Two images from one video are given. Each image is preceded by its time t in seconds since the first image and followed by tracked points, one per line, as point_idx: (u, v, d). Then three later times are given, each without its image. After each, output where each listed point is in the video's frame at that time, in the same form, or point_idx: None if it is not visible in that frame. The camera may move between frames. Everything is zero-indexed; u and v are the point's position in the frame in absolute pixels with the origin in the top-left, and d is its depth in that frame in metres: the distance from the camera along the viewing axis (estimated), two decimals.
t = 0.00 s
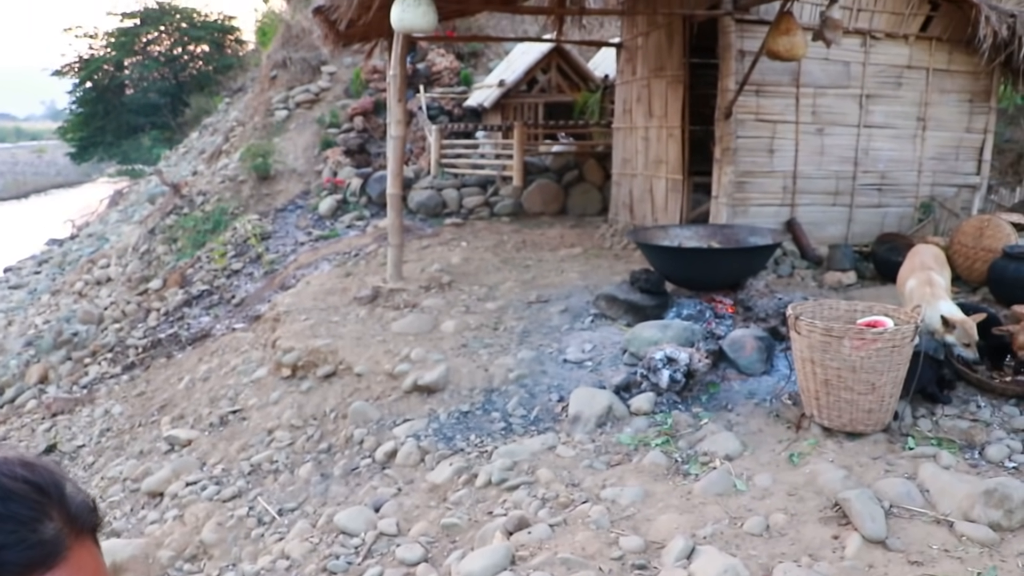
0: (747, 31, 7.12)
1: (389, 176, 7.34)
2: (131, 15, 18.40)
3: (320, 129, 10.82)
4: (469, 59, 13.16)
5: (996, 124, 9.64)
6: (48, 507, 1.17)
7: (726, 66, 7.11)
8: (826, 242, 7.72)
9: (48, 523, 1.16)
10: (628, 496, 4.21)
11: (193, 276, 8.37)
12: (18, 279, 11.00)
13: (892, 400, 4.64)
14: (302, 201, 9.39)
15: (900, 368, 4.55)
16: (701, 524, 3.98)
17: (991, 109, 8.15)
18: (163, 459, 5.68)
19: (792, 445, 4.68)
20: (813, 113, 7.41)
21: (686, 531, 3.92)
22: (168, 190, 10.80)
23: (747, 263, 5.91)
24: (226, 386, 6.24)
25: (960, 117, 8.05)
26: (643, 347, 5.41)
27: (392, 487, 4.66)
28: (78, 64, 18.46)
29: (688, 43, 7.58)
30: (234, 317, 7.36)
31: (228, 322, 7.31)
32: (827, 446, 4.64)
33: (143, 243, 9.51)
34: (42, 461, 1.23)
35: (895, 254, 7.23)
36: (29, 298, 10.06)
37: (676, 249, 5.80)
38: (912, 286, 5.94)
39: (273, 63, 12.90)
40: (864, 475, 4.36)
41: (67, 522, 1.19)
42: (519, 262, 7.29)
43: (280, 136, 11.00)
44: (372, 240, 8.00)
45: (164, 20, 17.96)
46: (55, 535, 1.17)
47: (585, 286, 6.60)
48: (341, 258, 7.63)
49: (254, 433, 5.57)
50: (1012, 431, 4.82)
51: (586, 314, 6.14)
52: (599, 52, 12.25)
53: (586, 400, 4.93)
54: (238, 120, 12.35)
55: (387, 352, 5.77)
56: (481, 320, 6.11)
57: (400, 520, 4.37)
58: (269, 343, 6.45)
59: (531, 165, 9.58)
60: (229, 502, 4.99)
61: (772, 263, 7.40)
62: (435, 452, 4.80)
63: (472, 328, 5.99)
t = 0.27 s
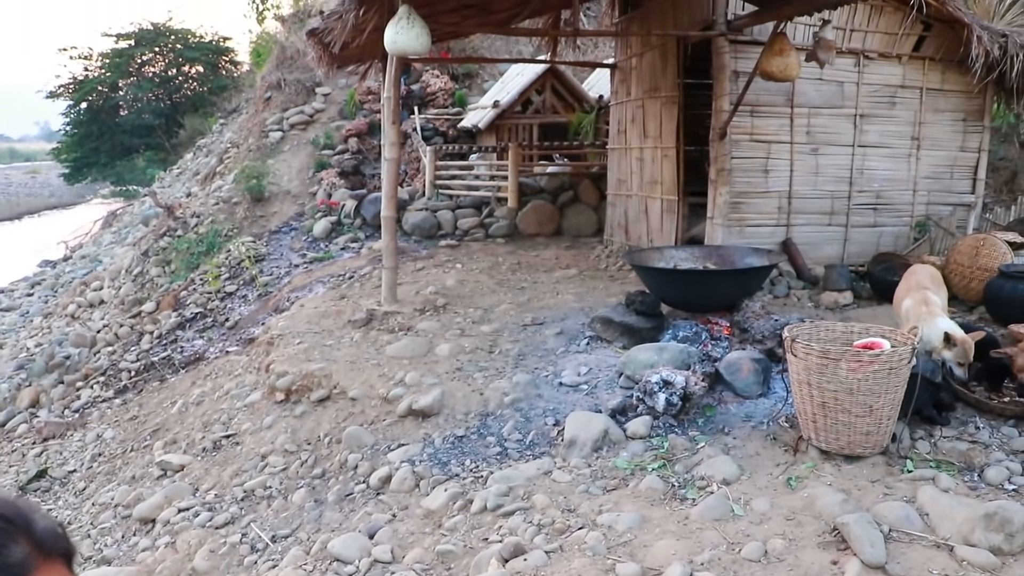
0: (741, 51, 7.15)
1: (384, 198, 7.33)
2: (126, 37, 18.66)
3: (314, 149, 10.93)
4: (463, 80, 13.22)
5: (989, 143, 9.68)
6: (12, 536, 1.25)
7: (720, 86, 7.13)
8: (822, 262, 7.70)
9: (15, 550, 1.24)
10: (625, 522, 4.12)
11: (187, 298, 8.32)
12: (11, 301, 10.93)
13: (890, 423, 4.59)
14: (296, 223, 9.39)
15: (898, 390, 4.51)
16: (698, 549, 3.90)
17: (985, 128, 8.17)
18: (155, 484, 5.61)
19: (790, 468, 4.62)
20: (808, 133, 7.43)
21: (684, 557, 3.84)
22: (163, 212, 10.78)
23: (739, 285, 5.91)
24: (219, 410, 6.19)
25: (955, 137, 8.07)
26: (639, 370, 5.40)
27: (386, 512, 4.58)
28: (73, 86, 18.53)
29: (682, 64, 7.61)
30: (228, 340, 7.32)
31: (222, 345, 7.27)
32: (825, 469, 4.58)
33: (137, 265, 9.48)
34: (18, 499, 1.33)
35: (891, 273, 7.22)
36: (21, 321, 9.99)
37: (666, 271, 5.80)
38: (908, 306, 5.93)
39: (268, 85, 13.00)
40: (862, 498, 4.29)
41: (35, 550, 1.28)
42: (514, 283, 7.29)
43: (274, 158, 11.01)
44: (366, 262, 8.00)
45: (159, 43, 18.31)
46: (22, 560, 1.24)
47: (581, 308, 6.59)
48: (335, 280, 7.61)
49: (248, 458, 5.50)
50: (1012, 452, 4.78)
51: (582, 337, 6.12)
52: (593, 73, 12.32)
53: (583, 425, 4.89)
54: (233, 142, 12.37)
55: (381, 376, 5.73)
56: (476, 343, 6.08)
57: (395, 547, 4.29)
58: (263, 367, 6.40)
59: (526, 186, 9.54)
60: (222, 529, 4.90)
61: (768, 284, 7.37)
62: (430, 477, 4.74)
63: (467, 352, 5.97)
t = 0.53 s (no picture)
0: (734, 75, 7.19)
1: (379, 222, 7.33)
2: (121, 60, 18.82)
3: (309, 173, 11.03)
4: (458, 103, 13.29)
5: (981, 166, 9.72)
6: None
7: (714, 110, 7.15)
8: (817, 285, 7.71)
9: None
10: (620, 550, 4.05)
11: (180, 322, 8.29)
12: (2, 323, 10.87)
13: (886, 448, 4.57)
14: (290, 247, 9.40)
15: (893, 415, 4.50)
16: None
17: (977, 150, 8.22)
18: (146, 510, 5.54)
19: (785, 494, 4.59)
20: (802, 156, 7.45)
21: None
22: (156, 234, 10.78)
23: (734, 310, 5.91)
24: (212, 435, 6.15)
25: (948, 160, 8.11)
26: (633, 396, 5.36)
27: (379, 539, 4.52)
28: (67, 108, 18.59)
29: (676, 88, 7.64)
30: (221, 364, 7.29)
31: (215, 369, 7.23)
32: (821, 495, 4.54)
33: (130, 288, 9.46)
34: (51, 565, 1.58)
35: (886, 296, 7.22)
36: (13, 343, 9.94)
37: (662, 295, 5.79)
38: (905, 329, 5.93)
39: (263, 108, 13.06)
40: (859, 525, 4.24)
41: None
42: (508, 307, 7.30)
43: (269, 181, 11.02)
44: (361, 286, 8.02)
45: (155, 65, 18.55)
46: None
47: (575, 332, 6.59)
48: (329, 304, 7.60)
49: (240, 484, 5.45)
50: (1009, 477, 4.75)
51: (576, 362, 6.11)
52: (587, 96, 12.39)
53: (577, 451, 4.86)
54: (227, 164, 12.40)
55: (375, 402, 5.70)
56: (470, 368, 6.07)
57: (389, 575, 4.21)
58: (256, 392, 6.37)
59: (521, 210, 9.60)
60: (213, 556, 4.82)
61: (763, 307, 7.38)
62: (424, 504, 4.69)
63: (461, 377, 5.95)
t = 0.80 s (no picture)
0: (729, 97, 7.22)
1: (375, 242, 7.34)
2: (119, 79, 18.93)
3: (305, 193, 11.09)
4: (455, 123, 13.36)
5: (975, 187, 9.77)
6: None
7: (710, 131, 7.18)
8: (813, 306, 7.72)
9: None
10: (616, 572, 3.94)
11: (176, 342, 8.28)
12: None
13: (882, 471, 4.55)
14: (286, 267, 9.42)
15: (889, 438, 4.48)
16: None
17: (971, 171, 8.26)
18: (139, 532, 5.50)
19: (781, 517, 4.54)
20: (797, 177, 7.49)
21: None
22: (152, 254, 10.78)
23: (729, 331, 5.91)
24: (206, 457, 6.12)
25: (942, 181, 8.14)
26: (629, 418, 5.37)
27: (374, 562, 4.46)
28: (65, 127, 18.66)
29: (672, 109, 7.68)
30: (216, 384, 7.27)
31: (210, 390, 7.21)
32: (817, 518, 4.50)
33: (126, 307, 9.45)
34: None
35: (882, 316, 7.23)
36: (7, 363, 9.89)
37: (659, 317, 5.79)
38: (901, 350, 5.93)
39: (260, 128, 13.11)
40: (856, 547, 4.18)
41: None
42: (504, 328, 7.31)
43: (265, 201, 11.05)
44: (357, 306, 8.01)
45: (152, 84, 18.69)
46: None
47: (571, 353, 6.59)
48: (325, 324, 7.60)
49: (234, 506, 5.41)
50: (1005, 499, 4.73)
51: (571, 383, 6.11)
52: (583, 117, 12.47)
53: (572, 473, 4.85)
54: (223, 184, 12.44)
55: (370, 423, 5.68)
56: (465, 390, 6.06)
57: None
58: (251, 413, 6.34)
59: (517, 231, 9.64)
60: None
61: (759, 328, 7.41)
62: (418, 526, 4.64)
63: (457, 398, 5.94)
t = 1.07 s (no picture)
0: (722, 116, 7.26)
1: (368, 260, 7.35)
2: (115, 95, 18.99)
3: (299, 210, 11.11)
4: (449, 141, 13.41)
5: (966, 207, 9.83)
6: None
7: (702, 150, 7.21)
8: (805, 325, 7.73)
9: None
10: None
11: (167, 358, 8.26)
12: None
13: (874, 491, 4.54)
14: (279, 284, 9.42)
15: (880, 458, 4.48)
16: None
17: (963, 191, 8.30)
18: (128, 551, 5.47)
19: (773, 537, 4.52)
20: (789, 197, 7.52)
21: None
22: (145, 270, 10.76)
23: (721, 350, 5.92)
24: (197, 475, 6.10)
25: (934, 201, 8.18)
26: (620, 437, 5.35)
27: None
28: (60, 143, 18.70)
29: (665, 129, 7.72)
30: (208, 402, 7.24)
31: (201, 407, 7.19)
32: (809, 539, 4.49)
33: (118, 324, 9.43)
34: None
35: (874, 336, 7.24)
36: None
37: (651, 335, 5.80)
38: (892, 370, 5.94)
39: (254, 145, 13.14)
40: (847, 568, 4.16)
41: None
42: (497, 346, 7.32)
43: (259, 218, 11.06)
44: (350, 324, 8.01)
45: (148, 101, 18.75)
46: None
47: (563, 372, 6.60)
48: (317, 342, 7.60)
49: (224, 525, 5.38)
50: (997, 520, 4.73)
51: (564, 403, 6.11)
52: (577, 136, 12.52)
53: (563, 493, 4.84)
54: (217, 201, 12.45)
55: (362, 442, 5.67)
56: (457, 409, 6.05)
57: None
58: (242, 431, 6.32)
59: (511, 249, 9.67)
60: None
61: (751, 347, 7.42)
62: (409, 546, 4.61)
63: (448, 417, 5.93)
